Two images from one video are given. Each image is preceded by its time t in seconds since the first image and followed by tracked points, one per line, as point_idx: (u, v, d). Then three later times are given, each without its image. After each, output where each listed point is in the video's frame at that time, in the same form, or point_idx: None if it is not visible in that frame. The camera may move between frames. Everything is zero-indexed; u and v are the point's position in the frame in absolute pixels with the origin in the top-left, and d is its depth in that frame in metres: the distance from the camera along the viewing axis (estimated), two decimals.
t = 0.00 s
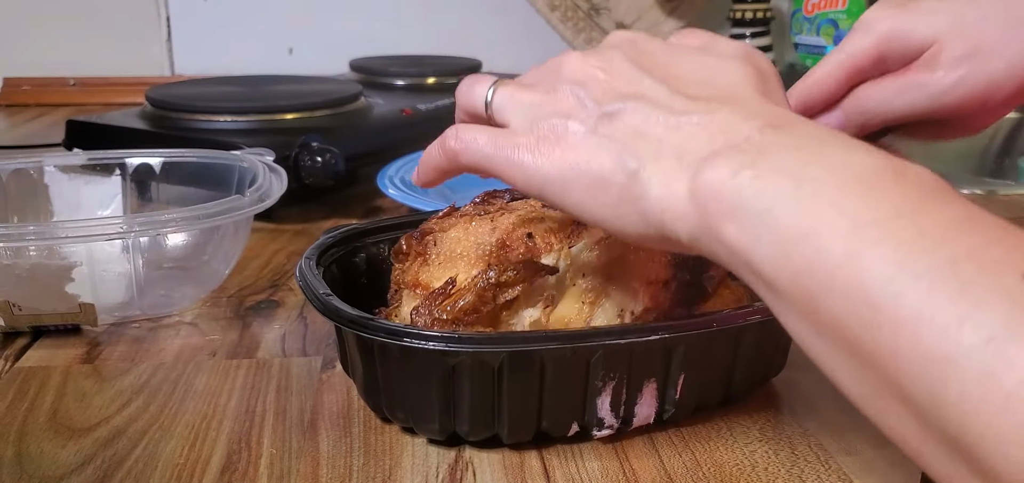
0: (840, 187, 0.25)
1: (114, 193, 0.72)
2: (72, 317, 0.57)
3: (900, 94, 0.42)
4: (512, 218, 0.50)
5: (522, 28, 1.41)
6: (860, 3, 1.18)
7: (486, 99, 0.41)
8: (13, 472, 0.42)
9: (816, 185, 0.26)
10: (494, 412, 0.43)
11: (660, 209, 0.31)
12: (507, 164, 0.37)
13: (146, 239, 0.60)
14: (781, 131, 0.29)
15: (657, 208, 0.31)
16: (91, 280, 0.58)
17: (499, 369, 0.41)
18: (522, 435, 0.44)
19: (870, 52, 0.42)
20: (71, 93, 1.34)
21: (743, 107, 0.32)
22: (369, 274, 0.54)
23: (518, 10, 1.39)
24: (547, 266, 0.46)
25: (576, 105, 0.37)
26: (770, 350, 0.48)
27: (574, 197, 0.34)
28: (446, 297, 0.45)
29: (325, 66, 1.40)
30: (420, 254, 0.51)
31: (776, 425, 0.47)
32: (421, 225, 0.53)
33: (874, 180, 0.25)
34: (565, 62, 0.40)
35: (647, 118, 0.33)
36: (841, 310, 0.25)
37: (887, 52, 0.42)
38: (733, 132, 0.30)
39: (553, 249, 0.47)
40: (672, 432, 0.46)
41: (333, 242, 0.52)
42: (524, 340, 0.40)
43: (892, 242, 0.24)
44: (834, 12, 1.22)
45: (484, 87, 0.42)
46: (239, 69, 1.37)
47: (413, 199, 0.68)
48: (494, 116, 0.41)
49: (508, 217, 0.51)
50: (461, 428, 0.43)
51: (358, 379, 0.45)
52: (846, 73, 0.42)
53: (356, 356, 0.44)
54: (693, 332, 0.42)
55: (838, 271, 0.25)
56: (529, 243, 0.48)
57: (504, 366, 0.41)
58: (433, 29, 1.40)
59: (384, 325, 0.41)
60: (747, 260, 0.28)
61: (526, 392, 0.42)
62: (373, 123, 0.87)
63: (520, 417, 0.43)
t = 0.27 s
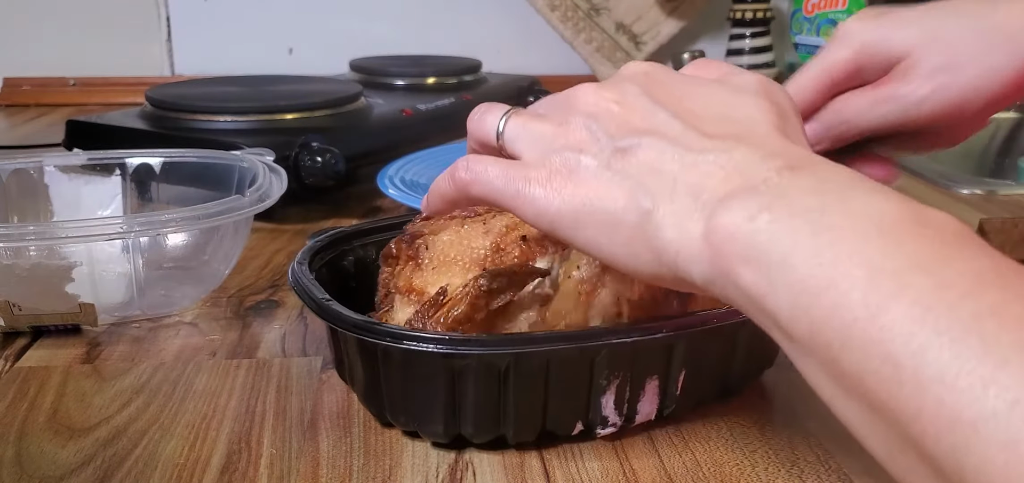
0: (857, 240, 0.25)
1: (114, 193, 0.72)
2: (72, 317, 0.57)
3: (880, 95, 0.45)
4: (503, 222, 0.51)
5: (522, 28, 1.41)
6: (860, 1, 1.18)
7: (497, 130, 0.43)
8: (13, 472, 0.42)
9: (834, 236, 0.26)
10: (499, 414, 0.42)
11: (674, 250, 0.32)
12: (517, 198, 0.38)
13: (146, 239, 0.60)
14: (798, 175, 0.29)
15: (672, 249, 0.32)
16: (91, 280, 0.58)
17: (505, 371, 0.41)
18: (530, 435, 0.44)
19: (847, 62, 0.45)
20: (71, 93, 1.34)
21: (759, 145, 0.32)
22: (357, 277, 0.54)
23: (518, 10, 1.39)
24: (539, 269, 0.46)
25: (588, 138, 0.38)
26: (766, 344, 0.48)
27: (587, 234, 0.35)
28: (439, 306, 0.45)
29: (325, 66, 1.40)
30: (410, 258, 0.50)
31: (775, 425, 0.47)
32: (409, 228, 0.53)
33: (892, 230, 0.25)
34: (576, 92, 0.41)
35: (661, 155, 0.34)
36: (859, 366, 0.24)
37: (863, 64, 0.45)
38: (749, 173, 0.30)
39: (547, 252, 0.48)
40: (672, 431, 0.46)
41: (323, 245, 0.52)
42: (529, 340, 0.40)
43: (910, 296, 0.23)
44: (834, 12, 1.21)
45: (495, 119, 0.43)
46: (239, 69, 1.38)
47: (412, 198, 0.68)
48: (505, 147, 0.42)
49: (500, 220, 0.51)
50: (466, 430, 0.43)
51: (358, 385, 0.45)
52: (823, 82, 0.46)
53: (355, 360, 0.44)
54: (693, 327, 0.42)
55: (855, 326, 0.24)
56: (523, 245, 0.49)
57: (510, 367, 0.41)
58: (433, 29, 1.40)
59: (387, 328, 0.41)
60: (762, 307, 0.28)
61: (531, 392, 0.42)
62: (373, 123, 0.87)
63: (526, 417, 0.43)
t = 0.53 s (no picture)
0: (881, 262, 0.26)
1: (114, 193, 0.72)
2: (72, 317, 0.57)
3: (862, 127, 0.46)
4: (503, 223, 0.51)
5: (522, 28, 1.41)
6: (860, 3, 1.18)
7: (504, 157, 0.43)
8: (13, 473, 0.42)
9: (857, 258, 0.26)
10: (493, 413, 0.43)
11: (690, 273, 0.32)
12: (526, 221, 0.38)
13: (146, 239, 0.60)
14: (817, 197, 0.30)
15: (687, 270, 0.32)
16: (91, 280, 0.58)
17: (499, 371, 0.41)
18: (524, 434, 0.44)
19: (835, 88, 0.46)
20: (70, 93, 1.34)
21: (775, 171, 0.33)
22: (363, 276, 0.54)
23: (518, 10, 1.39)
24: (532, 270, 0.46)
25: (598, 164, 0.39)
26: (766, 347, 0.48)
27: (597, 258, 0.36)
28: (430, 304, 0.45)
29: (325, 66, 1.40)
30: (411, 257, 0.51)
31: (776, 425, 0.47)
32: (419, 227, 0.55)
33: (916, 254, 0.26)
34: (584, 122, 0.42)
35: (672, 179, 0.35)
36: (888, 389, 0.25)
37: (855, 87, 0.46)
38: (765, 197, 0.31)
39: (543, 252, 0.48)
40: (670, 431, 0.46)
41: (327, 243, 0.52)
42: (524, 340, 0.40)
43: (943, 317, 0.24)
44: (834, 12, 1.22)
45: (502, 145, 0.43)
46: (239, 69, 1.38)
47: (413, 198, 0.68)
48: (512, 174, 0.43)
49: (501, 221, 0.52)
50: (460, 428, 0.43)
51: (356, 382, 0.45)
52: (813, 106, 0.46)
53: (353, 358, 0.44)
54: (690, 332, 0.42)
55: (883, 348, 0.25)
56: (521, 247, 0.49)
57: (504, 367, 0.41)
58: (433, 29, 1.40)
59: (384, 327, 0.41)
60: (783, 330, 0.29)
61: (524, 392, 0.42)
62: (373, 123, 0.87)
63: (520, 416, 0.43)
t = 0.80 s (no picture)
0: (918, 261, 0.26)
1: (114, 193, 0.72)
2: (72, 317, 0.57)
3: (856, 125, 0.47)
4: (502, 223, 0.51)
5: (522, 29, 1.41)
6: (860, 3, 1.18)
7: (521, 161, 0.42)
8: (13, 473, 0.42)
9: (895, 257, 0.26)
10: (492, 413, 0.43)
11: (714, 275, 0.32)
12: (545, 225, 0.37)
13: (146, 239, 0.60)
14: (847, 198, 0.30)
15: (711, 271, 0.32)
16: (91, 280, 0.58)
17: (496, 372, 0.41)
18: (522, 435, 0.44)
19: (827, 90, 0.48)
20: (70, 93, 1.34)
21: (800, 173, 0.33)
22: (365, 273, 0.54)
23: (518, 10, 1.39)
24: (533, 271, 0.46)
25: (620, 167, 0.38)
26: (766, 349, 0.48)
27: (616, 260, 0.35)
28: (429, 302, 0.45)
29: (325, 66, 1.40)
30: (412, 255, 0.51)
31: (776, 425, 0.47)
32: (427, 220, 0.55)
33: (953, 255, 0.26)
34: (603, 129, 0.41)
35: (696, 182, 0.34)
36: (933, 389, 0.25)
37: (845, 90, 0.48)
38: (794, 198, 0.31)
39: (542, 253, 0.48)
40: (670, 431, 0.46)
41: (330, 242, 0.52)
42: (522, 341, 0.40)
43: (988, 314, 0.24)
44: (834, 12, 1.22)
45: (519, 149, 0.42)
46: (239, 69, 1.38)
47: (413, 198, 0.68)
48: (530, 178, 0.41)
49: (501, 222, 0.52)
50: (459, 429, 0.43)
51: (356, 381, 0.45)
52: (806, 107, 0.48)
53: (353, 356, 0.44)
54: (689, 335, 0.42)
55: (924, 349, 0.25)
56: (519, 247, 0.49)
57: (501, 368, 0.41)
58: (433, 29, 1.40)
59: (382, 327, 0.41)
60: (813, 329, 0.29)
61: (521, 393, 0.42)
62: (373, 123, 0.87)
63: (519, 417, 0.43)
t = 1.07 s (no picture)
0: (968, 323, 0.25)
1: (114, 193, 0.72)
2: (72, 317, 0.57)
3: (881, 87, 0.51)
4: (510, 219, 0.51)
5: (522, 28, 1.41)
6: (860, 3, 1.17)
7: (551, 198, 0.40)
8: (13, 473, 0.42)
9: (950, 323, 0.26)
10: (492, 413, 0.43)
11: (752, 347, 0.31)
12: (572, 278, 0.37)
13: (146, 239, 0.60)
14: (892, 265, 0.29)
15: (748, 341, 0.31)
16: (91, 280, 0.58)
17: (497, 371, 0.41)
18: (522, 436, 0.44)
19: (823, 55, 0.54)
20: (70, 92, 1.34)
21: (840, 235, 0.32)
22: (366, 274, 0.54)
23: (519, 10, 1.39)
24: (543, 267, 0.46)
25: (651, 220, 0.37)
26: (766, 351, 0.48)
27: (647, 321, 0.34)
28: (441, 296, 0.46)
29: (325, 66, 1.40)
30: (419, 253, 0.51)
31: (775, 425, 0.47)
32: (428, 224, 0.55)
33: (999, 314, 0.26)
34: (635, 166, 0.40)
35: (733, 247, 0.33)
36: (1007, 459, 0.24)
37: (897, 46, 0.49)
38: (835, 264, 0.30)
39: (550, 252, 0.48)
40: (670, 431, 0.46)
41: (330, 241, 0.52)
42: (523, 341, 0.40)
43: None
44: (833, 12, 1.21)
45: (548, 185, 0.41)
46: (239, 69, 1.38)
47: (413, 198, 0.68)
48: (558, 218, 0.40)
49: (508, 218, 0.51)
50: (459, 429, 0.43)
51: (356, 380, 0.45)
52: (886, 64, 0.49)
53: (354, 356, 0.44)
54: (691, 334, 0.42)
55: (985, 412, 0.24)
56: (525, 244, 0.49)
57: (502, 368, 0.41)
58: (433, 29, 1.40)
59: (383, 326, 0.41)
60: (865, 400, 0.27)
61: (521, 393, 0.42)
62: (373, 123, 0.87)
63: (519, 417, 0.43)
